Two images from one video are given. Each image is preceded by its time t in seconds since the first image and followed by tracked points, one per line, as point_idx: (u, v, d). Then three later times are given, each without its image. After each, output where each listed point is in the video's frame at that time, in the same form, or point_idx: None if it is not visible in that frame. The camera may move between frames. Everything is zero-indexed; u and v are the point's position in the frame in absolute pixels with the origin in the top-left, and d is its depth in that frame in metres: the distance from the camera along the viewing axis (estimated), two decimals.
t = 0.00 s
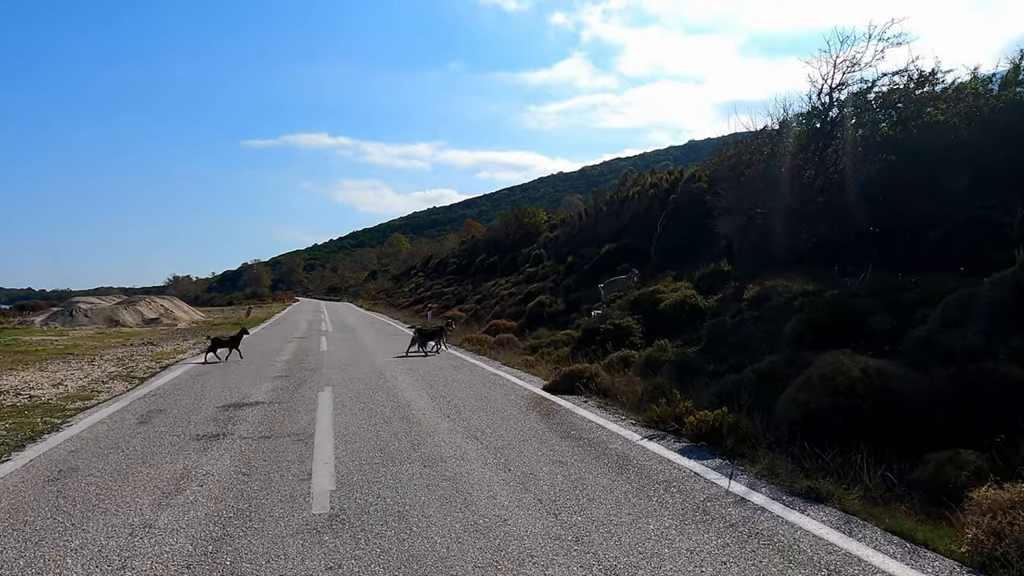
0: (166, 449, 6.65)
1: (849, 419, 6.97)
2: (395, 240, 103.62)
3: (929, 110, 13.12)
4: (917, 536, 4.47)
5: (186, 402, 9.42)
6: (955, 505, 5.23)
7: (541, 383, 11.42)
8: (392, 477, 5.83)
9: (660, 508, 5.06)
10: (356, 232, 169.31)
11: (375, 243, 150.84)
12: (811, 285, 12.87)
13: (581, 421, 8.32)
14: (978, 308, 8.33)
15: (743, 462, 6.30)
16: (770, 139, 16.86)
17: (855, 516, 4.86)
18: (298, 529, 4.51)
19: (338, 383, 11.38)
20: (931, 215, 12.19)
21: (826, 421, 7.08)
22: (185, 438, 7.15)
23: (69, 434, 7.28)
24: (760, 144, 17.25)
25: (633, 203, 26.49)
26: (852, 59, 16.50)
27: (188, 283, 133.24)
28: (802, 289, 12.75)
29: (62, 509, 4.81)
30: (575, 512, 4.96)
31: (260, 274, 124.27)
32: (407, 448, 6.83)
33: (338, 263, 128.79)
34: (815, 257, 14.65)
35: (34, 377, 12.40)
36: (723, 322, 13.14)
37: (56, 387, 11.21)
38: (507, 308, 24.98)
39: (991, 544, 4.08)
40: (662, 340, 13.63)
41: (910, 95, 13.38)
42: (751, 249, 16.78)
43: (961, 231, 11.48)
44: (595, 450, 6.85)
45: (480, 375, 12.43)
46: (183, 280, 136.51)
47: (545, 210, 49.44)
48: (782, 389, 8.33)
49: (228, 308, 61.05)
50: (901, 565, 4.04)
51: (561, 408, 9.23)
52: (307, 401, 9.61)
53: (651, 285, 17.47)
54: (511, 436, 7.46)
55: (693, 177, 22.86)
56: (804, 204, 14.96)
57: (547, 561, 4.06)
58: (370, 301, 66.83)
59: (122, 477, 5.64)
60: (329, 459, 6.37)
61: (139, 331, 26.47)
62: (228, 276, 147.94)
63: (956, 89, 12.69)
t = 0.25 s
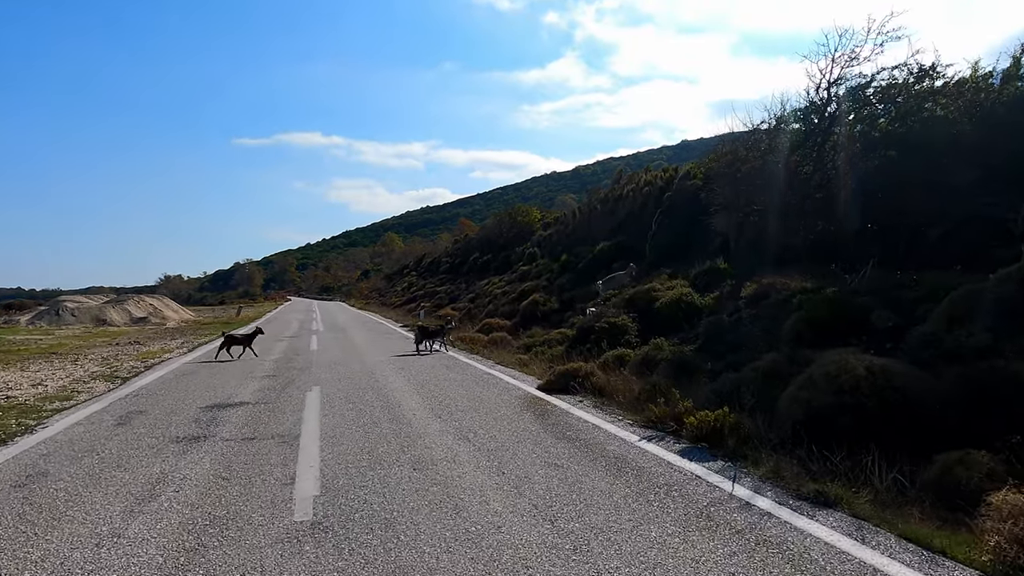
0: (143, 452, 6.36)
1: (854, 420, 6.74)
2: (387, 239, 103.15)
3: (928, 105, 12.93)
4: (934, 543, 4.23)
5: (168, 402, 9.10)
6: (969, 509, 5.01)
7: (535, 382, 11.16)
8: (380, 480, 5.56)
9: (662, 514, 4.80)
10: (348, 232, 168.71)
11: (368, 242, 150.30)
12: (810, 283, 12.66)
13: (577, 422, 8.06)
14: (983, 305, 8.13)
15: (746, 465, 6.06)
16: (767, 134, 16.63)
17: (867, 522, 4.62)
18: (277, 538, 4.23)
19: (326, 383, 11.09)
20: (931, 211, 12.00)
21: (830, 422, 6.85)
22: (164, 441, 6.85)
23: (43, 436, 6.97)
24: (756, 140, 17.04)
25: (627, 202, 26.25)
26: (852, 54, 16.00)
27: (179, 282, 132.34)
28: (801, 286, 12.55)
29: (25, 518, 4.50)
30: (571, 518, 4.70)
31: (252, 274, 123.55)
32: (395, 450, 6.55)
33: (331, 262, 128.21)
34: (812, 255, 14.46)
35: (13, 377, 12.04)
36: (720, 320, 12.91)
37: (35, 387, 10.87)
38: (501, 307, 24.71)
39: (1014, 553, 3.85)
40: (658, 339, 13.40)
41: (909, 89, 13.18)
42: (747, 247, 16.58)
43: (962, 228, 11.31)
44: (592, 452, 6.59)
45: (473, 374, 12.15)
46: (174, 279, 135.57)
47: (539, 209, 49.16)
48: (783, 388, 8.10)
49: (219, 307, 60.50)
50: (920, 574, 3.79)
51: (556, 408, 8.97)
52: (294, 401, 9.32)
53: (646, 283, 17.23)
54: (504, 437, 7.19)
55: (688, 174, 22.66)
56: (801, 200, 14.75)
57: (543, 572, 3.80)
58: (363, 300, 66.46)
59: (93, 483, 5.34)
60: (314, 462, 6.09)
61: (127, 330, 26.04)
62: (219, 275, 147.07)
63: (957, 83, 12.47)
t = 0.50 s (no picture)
0: (113, 468, 6.00)
1: (860, 430, 6.48)
2: (378, 242, 102.69)
3: (926, 105, 12.72)
4: (959, 568, 3.94)
5: (145, 412, 8.72)
6: (989, 529, 4.73)
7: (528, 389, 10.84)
8: (365, 499, 5.22)
9: (666, 536, 4.49)
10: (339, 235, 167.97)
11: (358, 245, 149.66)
12: (808, 286, 12.42)
13: (573, 432, 7.75)
14: (990, 309, 7.88)
15: (750, 479, 5.76)
16: (761, 135, 16.39)
17: (885, 544, 4.32)
18: (251, 567, 3.89)
19: (312, 391, 10.72)
20: (931, 213, 11.79)
21: (835, 432, 6.58)
22: (137, 455, 6.48)
23: (8, 450, 6.58)
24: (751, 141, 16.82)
25: (620, 204, 25.99)
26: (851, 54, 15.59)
27: (167, 285, 131.15)
28: (798, 290, 12.30)
29: None
30: (569, 542, 4.38)
31: (242, 277, 122.67)
32: (382, 464, 6.21)
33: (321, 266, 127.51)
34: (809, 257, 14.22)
35: None
36: (716, 324, 12.65)
37: (8, 396, 10.45)
38: (492, 310, 24.39)
39: None
40: (654, 344, 13.11)
41: (907, 89, 12.98)
42: (742, 249, 16.34)
43: (964, 230, 11.09)
44: (589, 466, 6.27)
45: (464, 381, 11.82)
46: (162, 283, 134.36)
47: (530, 211, 48.87)
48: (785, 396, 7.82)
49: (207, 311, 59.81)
50: None
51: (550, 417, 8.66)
52: (278, 410, 8.96)
53: (640, 287, 16.95)
54: (497, 449, 6.87)
55: (681, 176, 22.43)
56: (798, 202, 14.52)
57: None
58: (353, 303, 65.93)
59: (55, 504, 4.97)
60: (295, 478, 5.74)
61: (110, 335, 25.54)
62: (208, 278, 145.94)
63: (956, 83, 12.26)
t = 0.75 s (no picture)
0: (90, 482, 5.72)
1: (866, 440, 6.28)
2: (372, 245, 102.31)
3: (926, 107, 12.57)
4: None
5: (128, 421, 8.44)
6: (1007, 547, 4.52)
7: (523, 396, 10.60)
8: (353, 516, 4.97)
9: (670, 556, 4.26)
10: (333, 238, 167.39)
11: (352, 248, 149.17)
12: (807, 290, 12.25)
13: (570, 441, 7.52)
14: (996, 315, 7.71)
15: (755, 493, 5.54)
16: (759, 137, 16.23)
17: (900, 564, 4.11)
18: None
19: (302, 398, 10.45)
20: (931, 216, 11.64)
21: (840, 442, 6.39)
22: (116, 468, 6.21)
23: None
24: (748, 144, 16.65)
25: (615, 207, 25.80)
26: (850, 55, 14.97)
27: (159, 288, 130.39)
28: (797, 294, 12.13)
29: None
30: (568, 563, 4.14)
31: (234, 280, 122.00)
32: (372, 477, 5.97)
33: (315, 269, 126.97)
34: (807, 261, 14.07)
35: None
36: (714, 329, 12.46)
37: None
38: (486, 314, 24.15)
39: None
40: (650, 349, 12.92)
41: (906, 91, 12.82)
42: (739, 253, 16.18)
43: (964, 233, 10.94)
44: (587, 478, 6.04)
45: (458, 387, 11.58)
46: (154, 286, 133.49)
47: (525, 214, 48.69)
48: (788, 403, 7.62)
49: (199, 314, 59.31)
50: None
51: (546, 425, 8.43)
52: (266, 419, 8.70)
53: (636, 291, 16.75)
54: (492, 460, 6.63)
55: (677, 179, 22.28)
56: (795, 206, 14.36)
57: None
58: (347, 307, 65.53)
59: (24, 523, 4.70)
60: (280, 493, 5.48)
61: (99, 339, 25.15)
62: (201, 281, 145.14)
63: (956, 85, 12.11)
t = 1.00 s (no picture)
0: (56, 496, 5.39)
1: (875, 450, 6.03)
2: (365, 247, 101.83)
3: (926, 107, 12.33)
4: None
5: (104, 429, 8.09)
6: None
7: (516, 402, 10.31)
8: (335, 533, 4.66)
9: None
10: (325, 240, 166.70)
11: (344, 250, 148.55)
12: (806, 294, 12.02)
13: (565, 450, 7.23)
14: (1004, 319, 7.47)
15: (760, 506, 5.26)
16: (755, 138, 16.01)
17: None
18: None
19: (288, 404, 10.12)
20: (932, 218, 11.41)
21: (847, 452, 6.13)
22: (86, 480, 5.87)
23: None
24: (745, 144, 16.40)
25: (609, 209, 25.57)
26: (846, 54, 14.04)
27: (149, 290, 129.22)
28: (796, 297, 11.89)
29: None
30: None
31: (226, 282, 121.20)
32: (357, 491, 5.65)
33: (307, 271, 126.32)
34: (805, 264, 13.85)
35: None
36: (712, 333, 12.21)
37: None
38: (479, 317, 23.85)
39: None
40: (647, 353, 12.66)
41: (906, 90, 12.58)
42: (736, 255, 15.95)
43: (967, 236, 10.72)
44: (584, 491, 5.75)
45: (449, 392, 11.27)
46: (144, 288, 132.48)
47: (518, 216, 48.43)
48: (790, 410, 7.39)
49: (189, 317, 58.72)
50: None
51: (540, 432, 8.15)
52: (248, 426, 8.38)
53: (631, 293, 16.51)
54: (483, 471, 6.33)
55: (672, 181, 22.03)
56: (793, 207, 14.13)
57: None
58: (339, 309, 65.05)
59: None
60: (259, 508, 5.16)
61: (84, 343, 24.68)
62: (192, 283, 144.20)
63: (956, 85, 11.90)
